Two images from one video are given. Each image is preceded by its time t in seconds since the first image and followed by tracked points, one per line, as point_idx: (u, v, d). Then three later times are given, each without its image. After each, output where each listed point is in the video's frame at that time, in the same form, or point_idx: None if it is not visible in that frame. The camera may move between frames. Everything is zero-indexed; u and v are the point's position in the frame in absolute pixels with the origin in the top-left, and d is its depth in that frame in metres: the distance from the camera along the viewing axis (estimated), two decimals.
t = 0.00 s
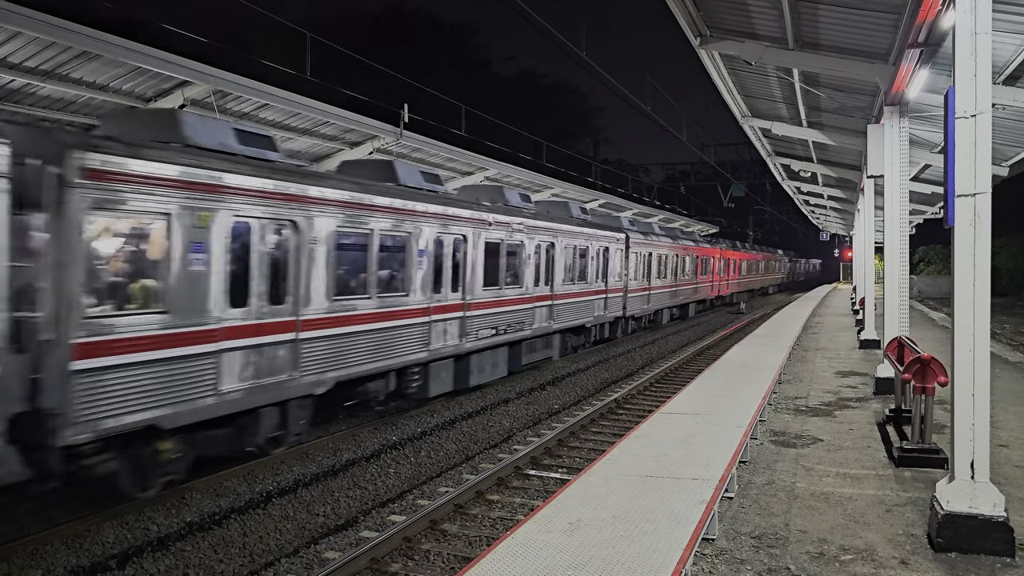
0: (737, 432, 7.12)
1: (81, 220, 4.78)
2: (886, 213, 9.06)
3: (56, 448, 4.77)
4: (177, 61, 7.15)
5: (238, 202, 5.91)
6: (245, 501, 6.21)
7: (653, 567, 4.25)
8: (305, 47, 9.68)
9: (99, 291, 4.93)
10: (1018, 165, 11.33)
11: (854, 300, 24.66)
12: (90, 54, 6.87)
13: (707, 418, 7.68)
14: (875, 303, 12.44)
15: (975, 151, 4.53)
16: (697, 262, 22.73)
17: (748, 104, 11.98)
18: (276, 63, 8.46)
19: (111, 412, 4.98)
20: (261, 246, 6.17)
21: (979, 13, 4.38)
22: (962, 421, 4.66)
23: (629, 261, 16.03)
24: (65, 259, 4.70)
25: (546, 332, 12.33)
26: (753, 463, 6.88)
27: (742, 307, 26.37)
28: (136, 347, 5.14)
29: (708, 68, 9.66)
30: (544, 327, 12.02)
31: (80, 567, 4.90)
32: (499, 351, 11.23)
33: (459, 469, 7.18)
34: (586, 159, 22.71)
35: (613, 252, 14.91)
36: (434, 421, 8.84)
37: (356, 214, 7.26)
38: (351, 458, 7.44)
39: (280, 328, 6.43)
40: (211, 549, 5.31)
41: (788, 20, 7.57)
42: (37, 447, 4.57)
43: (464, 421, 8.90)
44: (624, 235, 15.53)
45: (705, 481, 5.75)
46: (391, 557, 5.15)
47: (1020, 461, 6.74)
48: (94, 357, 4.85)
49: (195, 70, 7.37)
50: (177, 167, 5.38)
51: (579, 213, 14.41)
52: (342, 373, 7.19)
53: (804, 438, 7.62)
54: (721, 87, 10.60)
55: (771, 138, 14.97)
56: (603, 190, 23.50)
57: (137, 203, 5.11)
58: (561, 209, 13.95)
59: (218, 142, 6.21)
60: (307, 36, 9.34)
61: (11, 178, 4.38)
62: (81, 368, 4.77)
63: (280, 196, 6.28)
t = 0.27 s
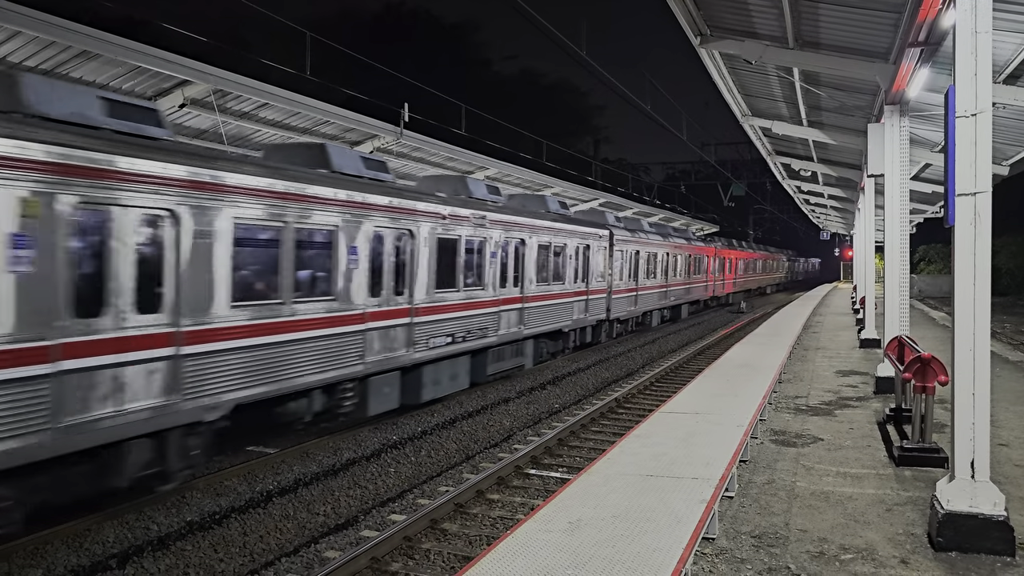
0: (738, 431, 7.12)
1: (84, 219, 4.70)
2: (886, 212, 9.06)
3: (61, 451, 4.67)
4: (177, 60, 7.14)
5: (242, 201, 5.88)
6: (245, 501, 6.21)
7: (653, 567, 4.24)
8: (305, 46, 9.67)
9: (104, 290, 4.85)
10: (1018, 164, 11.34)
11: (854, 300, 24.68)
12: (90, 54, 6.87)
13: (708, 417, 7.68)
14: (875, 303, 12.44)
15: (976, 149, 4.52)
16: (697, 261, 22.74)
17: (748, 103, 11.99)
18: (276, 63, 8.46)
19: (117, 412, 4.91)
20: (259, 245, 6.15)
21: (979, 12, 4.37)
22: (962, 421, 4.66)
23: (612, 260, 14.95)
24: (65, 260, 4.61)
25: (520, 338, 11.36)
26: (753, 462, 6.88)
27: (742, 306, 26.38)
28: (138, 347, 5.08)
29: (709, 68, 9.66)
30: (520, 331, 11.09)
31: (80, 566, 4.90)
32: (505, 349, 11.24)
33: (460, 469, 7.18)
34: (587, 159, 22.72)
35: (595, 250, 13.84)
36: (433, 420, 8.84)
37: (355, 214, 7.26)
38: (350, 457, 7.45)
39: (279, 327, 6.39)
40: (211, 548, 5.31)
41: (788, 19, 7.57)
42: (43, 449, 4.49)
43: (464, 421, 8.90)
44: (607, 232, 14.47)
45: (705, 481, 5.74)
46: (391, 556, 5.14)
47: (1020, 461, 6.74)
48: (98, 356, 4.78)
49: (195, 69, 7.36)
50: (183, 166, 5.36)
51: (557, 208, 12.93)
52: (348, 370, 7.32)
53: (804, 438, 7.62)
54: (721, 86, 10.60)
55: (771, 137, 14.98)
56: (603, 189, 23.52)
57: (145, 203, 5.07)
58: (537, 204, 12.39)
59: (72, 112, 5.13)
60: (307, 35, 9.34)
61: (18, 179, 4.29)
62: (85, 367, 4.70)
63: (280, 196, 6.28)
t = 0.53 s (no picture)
0: (739, 430, 7.11)
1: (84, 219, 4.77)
2: (888, 212, 9.04)
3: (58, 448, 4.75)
4: (178, 60, 7.14)
5: (238, 200, 5.91)
6: (246, 500, 6.21)
7: (653, 566, 4.24)
8: (306, 46, 9.68)
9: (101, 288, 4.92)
10: (1019, 163, 11.33)
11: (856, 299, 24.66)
12: (91, 53, 6.88)
13: (709, 416, 7.68)
14: (877, 302, 12.42)
15: (977, 148, 4.53)
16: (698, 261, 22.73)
17: (750, 102, 11.99)
18: (277, 63, 8.46)
19: (114, 412, 4.97)
20: (259, 245, 6.15)
21: (980, 11, 4.37)
22: (963, 420, 4.66)
23: (593, 258, 14.06)
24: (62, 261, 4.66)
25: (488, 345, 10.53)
26: (754, 462, 6.88)
27: (743, 306, 26.35)
28: (137, 347, 5.13)
29: (710, 67, 9.67)
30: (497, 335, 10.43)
31: (81, 566, 4.90)
32: (500, 351, 11.24)
33: (460, 468, 7.17)
34: (588, 158, 22.73)
35: (573, 248, 12.92)
36: (434, 420, 8.83)
37: (356, 213, 7.27)
38: (351, 457, 7.44)
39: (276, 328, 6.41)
40: (212, 548, 5.31)
41: (789, 19, 7.57)
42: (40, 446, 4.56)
43: (465, 420, 8.89)
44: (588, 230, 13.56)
45: (706, 480, 5.73)
46: (392, 556, 5.14)
47: (1022, 460, 6.74)
48: (95, 356, 4.82)
49: (196, 69, 7.36)
50: (178, 165, 5.40)
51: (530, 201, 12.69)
52: (337, 372, 7.16)
53: (805, 437, 7.62)
54: (722, 85, 10.60)
55: (772, 137, 14.98)
56: (604, 189, 23.52)
57: (139, 202, 5.11)
58: (509, 197, 12.21)
59: None
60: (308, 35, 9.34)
61: (11, 176, 4.33)
62: (83, 366, 4.76)
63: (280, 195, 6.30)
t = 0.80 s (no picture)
0: (740, 430, 7.11)
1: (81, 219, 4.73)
2: (889, 212, 9.04)
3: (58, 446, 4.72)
4: (179, 60, 7.15)
5: (238, 199, 5.89)
6: (246, 501, 6.20)
7: (654, 566, 4.24)
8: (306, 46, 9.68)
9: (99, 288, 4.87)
10: (1020, 163, 11.34)
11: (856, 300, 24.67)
12: (92, 53, 6.87)
13: (709, 416, 7.68)
14: (878, 303, 12.42)
15: (978, 148, 4.52)
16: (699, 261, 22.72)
17: (751, 103, 12.00)
18: (278, 63, 8.46)
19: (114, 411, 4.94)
20: (260, 245, 6.14)
21: (981, 11, 4.36)
22: (965, 420, 4.65)
23: (572, 259, 13.28)
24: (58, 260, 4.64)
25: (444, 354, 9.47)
26: (755, 462, 6.87)
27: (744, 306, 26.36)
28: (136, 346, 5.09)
29: (711, 67, 9.68)
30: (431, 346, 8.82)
31: (82, 566, 4.90)
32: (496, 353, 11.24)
33: (462, 468, 7.17)
34: (589, 159, 22.74)
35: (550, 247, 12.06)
36: (435, 420, 8.83)
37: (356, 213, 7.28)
38: (352, 457, 7.45)
39: (276, 328, 6.39)
40: (213, 548, 5.30)
41: (790, 19, 7.56)
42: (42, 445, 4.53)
43: (466, 420, 8.89)
44: (566, 227, 12.71)
45: (707, 480, 5.73)
46: (393, 555, 5.14)
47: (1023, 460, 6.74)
48: (95, 355, 4.79)
49: (196, 69, 7.36)
50: (180, 164, 5.38)
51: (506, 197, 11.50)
52: (337, 372, 7.15)
53: (806, 437, 7.62)
54: (722, 85, 10.60)
55: (773, 137, 14.99)
56: (605, 189, 23.53)
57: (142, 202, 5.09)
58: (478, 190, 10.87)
59: None
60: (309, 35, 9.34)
61: (13, 175, 4.32)
62: (82, 366, 4.72)
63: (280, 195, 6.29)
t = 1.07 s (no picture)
0: (741, 431, 7.11)
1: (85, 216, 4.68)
2: (890, 212, 9.03)
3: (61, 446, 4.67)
4: (179, 61, 7.15)
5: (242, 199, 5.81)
6: (247, 501, 6.21)
7: (656, 567, 4.24)
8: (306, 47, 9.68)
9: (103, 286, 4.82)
10: (1020, 163, 11.34)
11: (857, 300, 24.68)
12: (93, 54, 6.87)
13: (710, 417, 7.68)
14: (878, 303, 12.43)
15: (980, 148, 4.52)
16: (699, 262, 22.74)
17: (751, 103, 11.99)
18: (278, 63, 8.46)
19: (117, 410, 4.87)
20: (263, 244, 6.11)
21: (983, 11, 4.35)
22: (966, 421, 4.65)
23: (548, 258, 12.29)
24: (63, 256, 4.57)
25: (389, 368, 8.26)
26: (756, 463, 6.86)
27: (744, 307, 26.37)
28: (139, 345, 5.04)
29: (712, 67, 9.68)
30: (421, 357, 8.46)
31: (83, 565, 4.92)
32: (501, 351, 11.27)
33: (462, 469, 7.18)
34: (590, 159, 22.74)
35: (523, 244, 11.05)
36: (435, 420, 8.83)
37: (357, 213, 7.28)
38: (352, 457, 7.45)
39: (280, 327, 6.31)
40: (213, 549, 5.31)
41: (791, 19, 7.55)
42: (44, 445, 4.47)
43: (467, 421, 8.89)
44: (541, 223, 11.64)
45: (708, 481, 5.73)
46: (394, 556, 5.14)
47: None
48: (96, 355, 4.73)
49: (197, 69, 7.36)
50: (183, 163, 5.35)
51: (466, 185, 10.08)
52: (340, 372, 7.12)
53: (807, 438, 7.62)
54: (723, 86, 10.60)
55: (774, 137, 15.00)
56: (606, 190, 23.54)
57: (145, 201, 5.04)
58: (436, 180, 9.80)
59: None
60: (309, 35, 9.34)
61: (11, 175, 4.25)
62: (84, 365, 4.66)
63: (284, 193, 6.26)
